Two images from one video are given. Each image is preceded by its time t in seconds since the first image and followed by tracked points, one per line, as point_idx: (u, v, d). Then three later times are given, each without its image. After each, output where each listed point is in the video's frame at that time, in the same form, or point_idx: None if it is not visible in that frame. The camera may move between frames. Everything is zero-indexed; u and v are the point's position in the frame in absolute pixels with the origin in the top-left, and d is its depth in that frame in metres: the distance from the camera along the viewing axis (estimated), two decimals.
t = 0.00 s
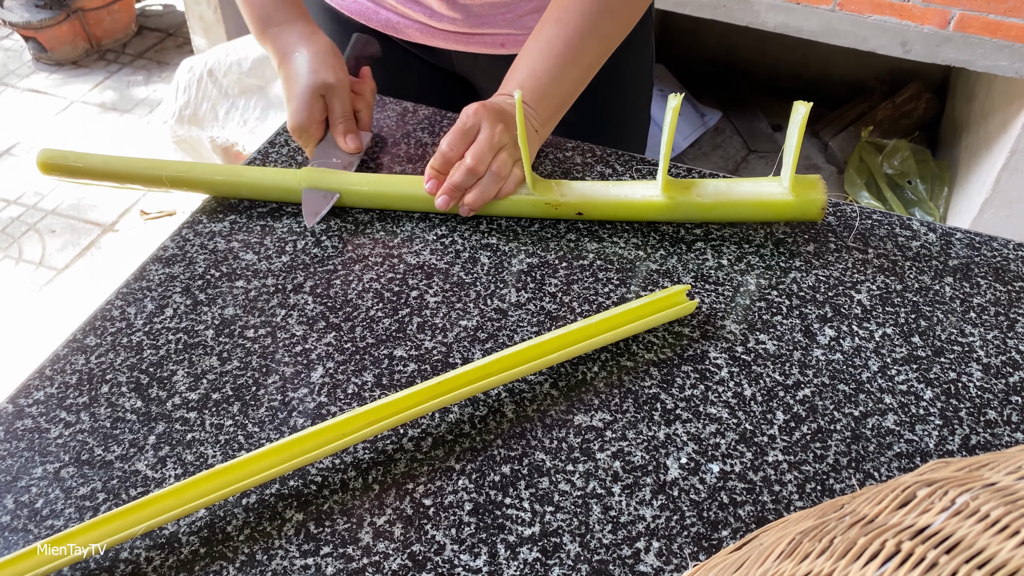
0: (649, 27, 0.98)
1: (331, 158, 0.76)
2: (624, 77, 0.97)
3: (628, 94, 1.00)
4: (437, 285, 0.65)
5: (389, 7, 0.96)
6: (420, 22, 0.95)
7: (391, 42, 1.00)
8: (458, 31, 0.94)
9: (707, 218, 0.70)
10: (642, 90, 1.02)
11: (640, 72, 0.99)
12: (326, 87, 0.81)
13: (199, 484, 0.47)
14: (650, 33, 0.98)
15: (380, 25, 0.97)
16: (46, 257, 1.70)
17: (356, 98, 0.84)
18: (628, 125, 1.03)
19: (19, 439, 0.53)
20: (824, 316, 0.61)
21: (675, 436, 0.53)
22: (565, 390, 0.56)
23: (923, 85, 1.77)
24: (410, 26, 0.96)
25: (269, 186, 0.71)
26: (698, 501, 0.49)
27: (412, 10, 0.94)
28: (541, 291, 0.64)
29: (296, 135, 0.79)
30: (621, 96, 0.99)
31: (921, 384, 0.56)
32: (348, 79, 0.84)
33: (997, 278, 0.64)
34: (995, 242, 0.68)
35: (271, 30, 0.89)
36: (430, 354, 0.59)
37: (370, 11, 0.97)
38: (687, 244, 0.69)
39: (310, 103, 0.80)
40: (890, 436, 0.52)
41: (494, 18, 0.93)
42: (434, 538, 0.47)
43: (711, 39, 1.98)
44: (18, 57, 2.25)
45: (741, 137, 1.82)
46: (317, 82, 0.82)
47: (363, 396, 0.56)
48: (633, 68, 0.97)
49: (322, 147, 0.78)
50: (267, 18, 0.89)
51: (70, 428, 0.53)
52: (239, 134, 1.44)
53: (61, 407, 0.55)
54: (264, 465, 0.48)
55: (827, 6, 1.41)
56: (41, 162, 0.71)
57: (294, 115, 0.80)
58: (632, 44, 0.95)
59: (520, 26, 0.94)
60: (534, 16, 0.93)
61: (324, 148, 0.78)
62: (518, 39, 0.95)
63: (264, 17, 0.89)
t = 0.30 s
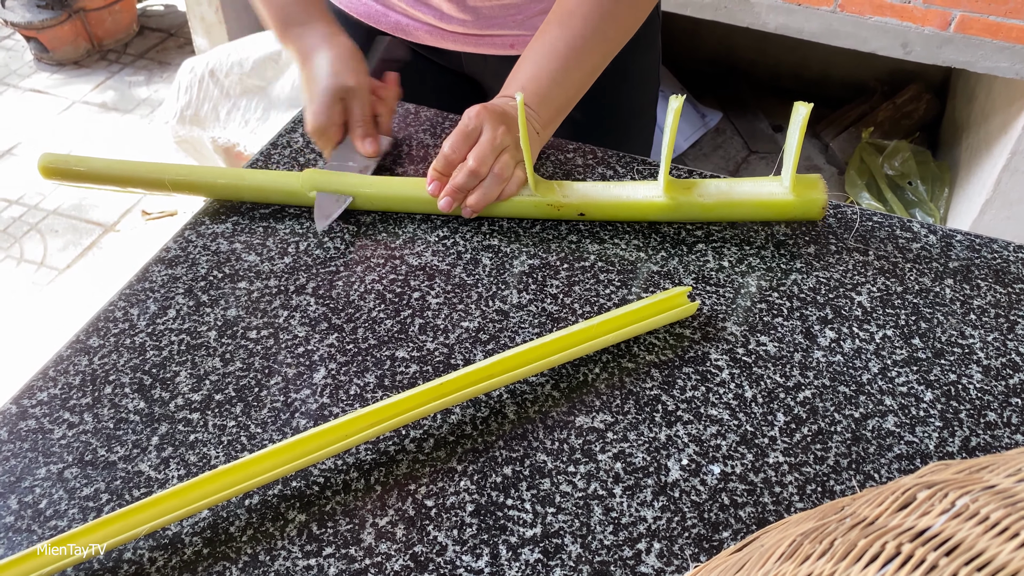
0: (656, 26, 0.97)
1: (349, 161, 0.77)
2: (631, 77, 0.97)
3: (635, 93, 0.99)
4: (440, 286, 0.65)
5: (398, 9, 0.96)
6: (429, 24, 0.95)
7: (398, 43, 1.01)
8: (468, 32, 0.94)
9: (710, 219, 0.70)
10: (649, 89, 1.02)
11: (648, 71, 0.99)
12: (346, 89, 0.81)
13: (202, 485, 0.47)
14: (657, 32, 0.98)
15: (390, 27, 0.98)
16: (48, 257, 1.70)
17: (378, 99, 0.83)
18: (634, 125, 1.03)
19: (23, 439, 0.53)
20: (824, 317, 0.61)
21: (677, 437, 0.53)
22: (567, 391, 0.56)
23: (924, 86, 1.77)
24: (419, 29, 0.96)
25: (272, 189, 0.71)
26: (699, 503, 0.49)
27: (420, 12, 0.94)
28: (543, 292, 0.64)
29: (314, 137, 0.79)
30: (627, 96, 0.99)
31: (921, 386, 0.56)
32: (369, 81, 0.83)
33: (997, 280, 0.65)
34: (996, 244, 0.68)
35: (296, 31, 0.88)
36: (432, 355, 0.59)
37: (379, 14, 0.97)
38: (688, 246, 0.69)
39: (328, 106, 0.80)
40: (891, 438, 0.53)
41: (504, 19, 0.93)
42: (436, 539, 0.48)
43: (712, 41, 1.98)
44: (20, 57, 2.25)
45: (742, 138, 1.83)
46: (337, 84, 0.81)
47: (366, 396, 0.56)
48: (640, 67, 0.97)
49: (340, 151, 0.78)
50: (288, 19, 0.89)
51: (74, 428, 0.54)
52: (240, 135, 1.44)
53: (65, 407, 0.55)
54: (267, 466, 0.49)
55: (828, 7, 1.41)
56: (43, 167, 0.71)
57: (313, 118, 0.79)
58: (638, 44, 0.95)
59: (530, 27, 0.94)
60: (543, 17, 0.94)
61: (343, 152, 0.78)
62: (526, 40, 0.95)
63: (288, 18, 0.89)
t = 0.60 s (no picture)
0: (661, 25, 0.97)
1: (345, 160, 0.78)
2: (635, 76, 0.97)
3: (639, 92, 0.99)
4: (442, 285, 0.65)
5: (404, 9, 0.96)
6: (436, 24, 0.95)
7: (400, 43, 1.01)
8: (475, 32, 0.95)
9: (712, 221, 0.70)
10: (653, 88, 1.02)
11: (651, 70, 0.99)
12: (322, 93, 0.81)
13: (206, 481, 0.47)
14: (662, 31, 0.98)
15: (396, 27, 0.97)
16: (49, 256, 1.70)
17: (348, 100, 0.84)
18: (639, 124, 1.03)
19: (26, 437, 0.53)
20: (826, 316, 0.61)
21: (679, 435, 0.53)
22: (569, 389, 0.56)
23: (926, 86, 1.77)
24: (426, 29, 0.96)
25: (279, 183, 0.71)
26: (702, 500, 0.49)
27: (427, 12, 0.94)
28: (545, 290, 0.64)
29: (297, 144, 0.78)
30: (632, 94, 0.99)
31: (923, 384, 0.56)
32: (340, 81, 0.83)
33: (999, 279, 0.65)
34: (997, 243, 0.68)
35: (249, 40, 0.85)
36: (435, 354, 0.59)
37: (385, 14, 0.97)
38: (690, 245, 0.69)
39: (308, 112, 0.78)
40: (893, 436, 0.53)
41: (510, 19, 0.93)
42: (439, 536, 0.48)
43: (715, 41, 1.98)
44: (21, 56, 2.25)
45: (743, 138, 1.83)
46: (310, 88, 0.80)
47: (368, 394, 0.56)
48: (644, 66, 0.97)
49: (329, 153, 0.78)
50: (238, 27, 0.85)
51: (77, 426, 0.54)
52: (242, 134, 1.44)
53: (68, 405, 0.55)
54: (271, 463, 0.49)
55: (829, 6, 1.41)
56: (51, 155, 0.71)
57: (294, 124, 0.78)
58: (642, 42, 0.95)
59: (537, 26, 0.93)
60: (549, 16, 0.93)
61: (332, 154, 0.78)
62: (531, 39, 0.94)
63: (234, 27, 0.85)
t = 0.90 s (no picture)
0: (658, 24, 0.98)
1: (363, 158, 0.77)
2: (633, 75, 0.97)
3: (638, 91, 1.00)
4: (445, 281, 0.65)
5: (399, 10, 0.96)
6: (432, 24, 0.95)
7: (398, 42, 1.00)
8: (472, 31, 0.94)
9: (716, 213, 0.70)
10: (651, 88, 1.02)
11: (649, 68, 1.00)
12: (350, 89, 0.81)
13: (209, 477, 0.47)
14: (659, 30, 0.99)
15: (391, 27, 0.97)
16: (51, 254, 1.70)
17: (377, 99, 0.84)
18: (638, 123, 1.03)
19: (29, 433, 0.53)
20: (829, 313, 0.61)
21: (682, 432, 0.53)
22: (572, 386, 0.56)
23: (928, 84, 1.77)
24: (423, 29, 0.95)
25: (280, 182, 0.71)
26: (705, 497, 0.49)
27: (423, 12, 0.94)
28: (547, 287, 0.64)
29: (320, 137, 0.77)
30: (631, 93, 0.99)
31: (927, 381, 0.56)
32: (370, 80, 0.84)
33: (1002, 276, 0.65)
34: (1000, 240, 0.68)
35: (287, 33, 0.86)
36: (438, 350, 0.59)
37: (380, 15, 0.97)
38: (693, 241, 0.69)
39: (334, 106, 0.79)
40: (896, 432, 0.53)
41: (508, 18, 0.93)
42: (443, 532, 0.48)
43: (715, 39, 1.98)
44: (22, 54, 2.25)
45: (744, 136, 1.82)
46: (339, 84, 0.81)
47: (371, 390, 0.56)
48: (642, 64, 0.98)
49: (350, 150, 0.77)
50: (279, 19, 0.87)
51: (80, 422, 0.54)
52: (243, 131, 1.43)
53: (71, 401, 0.55)
54: (274, 459, 0.49)
55: (832, 4, 1.41)
56: (49, 160, 0.71)
57: (318, 118, 0.78)
58: (641, 41, 0.95)
59: (535, 26, 0.94)
60: (547, 16, 0.94)
61: (354, 151, 0.77)
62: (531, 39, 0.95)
63: (276, 19, 0.87)
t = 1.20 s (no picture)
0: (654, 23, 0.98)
1: (369, 160, 0.76)
2: (630, 74, 0.97)
3: (635, 91, 1.00)
4: (445, 282, 0.65)
5: (396, 11, 0.96)
6: (429, 26, 0.95)
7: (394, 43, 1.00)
8: (468, 32, 0.94)
9: (717, 210, 0.70)
10: (648, 85, 1.02)
11: (646, 67, 1.00)
12: (356, 91, 0.80)
13: (210, 478, 0.47)
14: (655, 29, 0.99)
15: (388, 30, 0.97)
16: (51, 253, 1.70)
17: (384, 101, 0.83)
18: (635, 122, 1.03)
19: (30, 433, 0.53)
20: (830, 313, 0.61)
21: (683, 432, 0.53)
22: (573, 386, 0.56)
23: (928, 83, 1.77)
24: (419, 30, 0.95)
25: (280, 186, 0.70)
26: (706, 498, 0.49)
27: (419, 13, 0.94)
28: (548, 287, 0.64)
29: (326, 139, 0.77)
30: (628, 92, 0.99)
31: (928, 381, 0.56)
32: (376, 83, 0.82)
33: (1003, 276, 0.64)
34: (1001, 240, 0.68)
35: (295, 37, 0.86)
36: (438, 350, 0.59)
37: (376, 17, 0.97)
38: (694, 242, 0.69)
39: (338, 109, 0.78)
40: (897, 433, 0.53)
41: (505, 19, 0.93)
42: (443, 533, 0.48)
43: (716, 38, 1.98)
44: (22, 53, 2.25)
45: (745, 135, 1.82)
46: (345, 86, 0.79)
47: (372, 391, 0.56)
48: (639, 63, 0.97)
49: (356, 151, 0.77)
50: (284, 22, 0.86)
51: (81, 422, 0.54)
52: (244, 131, 1.43)
53: (71, 401, 0.55)
54: (276, 459, 0.49)
55: (832, 4, 1.41)
56: (48, 166, 0.71)
57: (324, 120, 0.77)
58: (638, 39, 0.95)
59: (531, 26, 0.94)
60: (544, 16, 0.93)
61: (360, 153, 0.77)
62: (528, 39, 0.95)
63: (281, 22, 0.86)
